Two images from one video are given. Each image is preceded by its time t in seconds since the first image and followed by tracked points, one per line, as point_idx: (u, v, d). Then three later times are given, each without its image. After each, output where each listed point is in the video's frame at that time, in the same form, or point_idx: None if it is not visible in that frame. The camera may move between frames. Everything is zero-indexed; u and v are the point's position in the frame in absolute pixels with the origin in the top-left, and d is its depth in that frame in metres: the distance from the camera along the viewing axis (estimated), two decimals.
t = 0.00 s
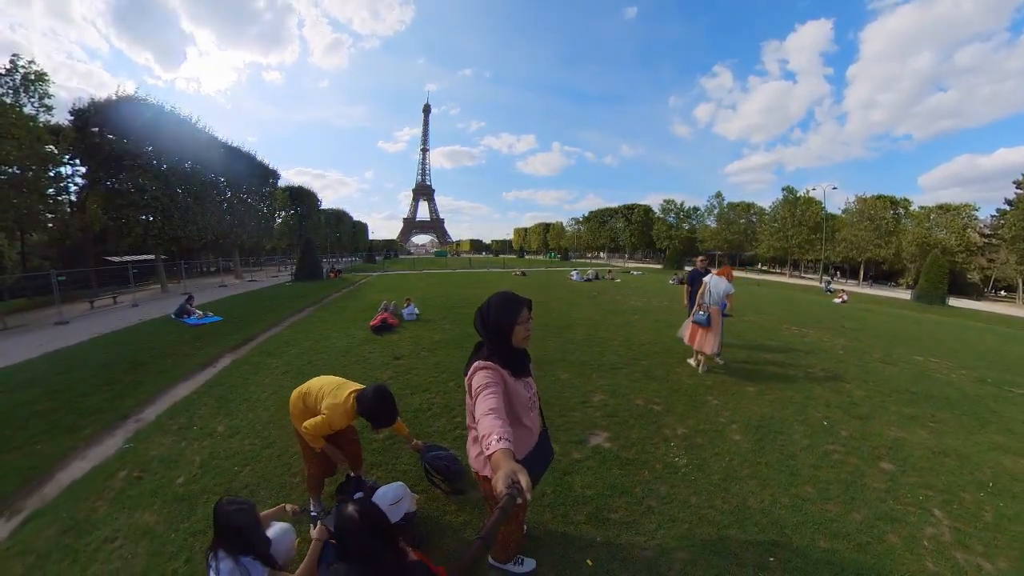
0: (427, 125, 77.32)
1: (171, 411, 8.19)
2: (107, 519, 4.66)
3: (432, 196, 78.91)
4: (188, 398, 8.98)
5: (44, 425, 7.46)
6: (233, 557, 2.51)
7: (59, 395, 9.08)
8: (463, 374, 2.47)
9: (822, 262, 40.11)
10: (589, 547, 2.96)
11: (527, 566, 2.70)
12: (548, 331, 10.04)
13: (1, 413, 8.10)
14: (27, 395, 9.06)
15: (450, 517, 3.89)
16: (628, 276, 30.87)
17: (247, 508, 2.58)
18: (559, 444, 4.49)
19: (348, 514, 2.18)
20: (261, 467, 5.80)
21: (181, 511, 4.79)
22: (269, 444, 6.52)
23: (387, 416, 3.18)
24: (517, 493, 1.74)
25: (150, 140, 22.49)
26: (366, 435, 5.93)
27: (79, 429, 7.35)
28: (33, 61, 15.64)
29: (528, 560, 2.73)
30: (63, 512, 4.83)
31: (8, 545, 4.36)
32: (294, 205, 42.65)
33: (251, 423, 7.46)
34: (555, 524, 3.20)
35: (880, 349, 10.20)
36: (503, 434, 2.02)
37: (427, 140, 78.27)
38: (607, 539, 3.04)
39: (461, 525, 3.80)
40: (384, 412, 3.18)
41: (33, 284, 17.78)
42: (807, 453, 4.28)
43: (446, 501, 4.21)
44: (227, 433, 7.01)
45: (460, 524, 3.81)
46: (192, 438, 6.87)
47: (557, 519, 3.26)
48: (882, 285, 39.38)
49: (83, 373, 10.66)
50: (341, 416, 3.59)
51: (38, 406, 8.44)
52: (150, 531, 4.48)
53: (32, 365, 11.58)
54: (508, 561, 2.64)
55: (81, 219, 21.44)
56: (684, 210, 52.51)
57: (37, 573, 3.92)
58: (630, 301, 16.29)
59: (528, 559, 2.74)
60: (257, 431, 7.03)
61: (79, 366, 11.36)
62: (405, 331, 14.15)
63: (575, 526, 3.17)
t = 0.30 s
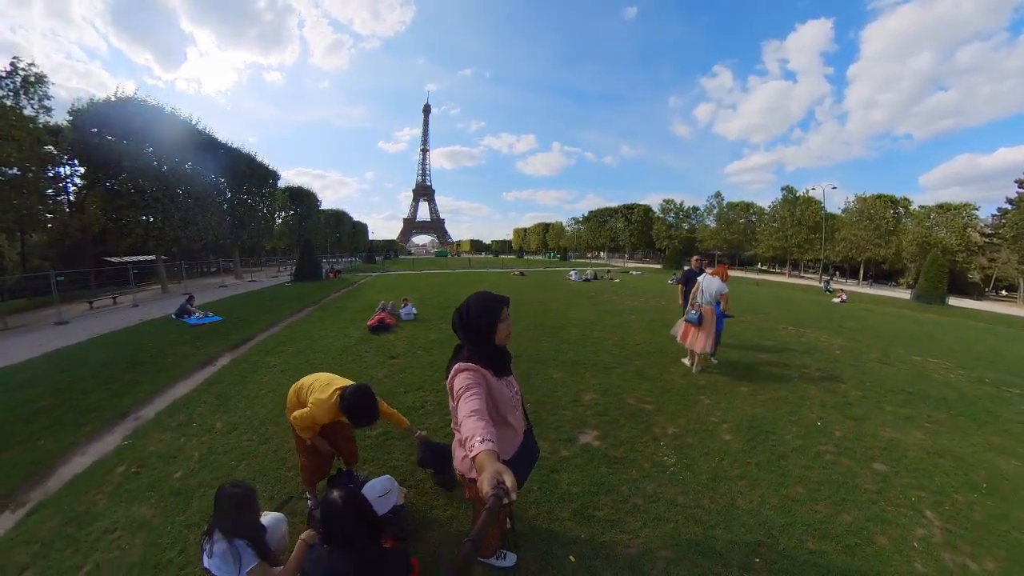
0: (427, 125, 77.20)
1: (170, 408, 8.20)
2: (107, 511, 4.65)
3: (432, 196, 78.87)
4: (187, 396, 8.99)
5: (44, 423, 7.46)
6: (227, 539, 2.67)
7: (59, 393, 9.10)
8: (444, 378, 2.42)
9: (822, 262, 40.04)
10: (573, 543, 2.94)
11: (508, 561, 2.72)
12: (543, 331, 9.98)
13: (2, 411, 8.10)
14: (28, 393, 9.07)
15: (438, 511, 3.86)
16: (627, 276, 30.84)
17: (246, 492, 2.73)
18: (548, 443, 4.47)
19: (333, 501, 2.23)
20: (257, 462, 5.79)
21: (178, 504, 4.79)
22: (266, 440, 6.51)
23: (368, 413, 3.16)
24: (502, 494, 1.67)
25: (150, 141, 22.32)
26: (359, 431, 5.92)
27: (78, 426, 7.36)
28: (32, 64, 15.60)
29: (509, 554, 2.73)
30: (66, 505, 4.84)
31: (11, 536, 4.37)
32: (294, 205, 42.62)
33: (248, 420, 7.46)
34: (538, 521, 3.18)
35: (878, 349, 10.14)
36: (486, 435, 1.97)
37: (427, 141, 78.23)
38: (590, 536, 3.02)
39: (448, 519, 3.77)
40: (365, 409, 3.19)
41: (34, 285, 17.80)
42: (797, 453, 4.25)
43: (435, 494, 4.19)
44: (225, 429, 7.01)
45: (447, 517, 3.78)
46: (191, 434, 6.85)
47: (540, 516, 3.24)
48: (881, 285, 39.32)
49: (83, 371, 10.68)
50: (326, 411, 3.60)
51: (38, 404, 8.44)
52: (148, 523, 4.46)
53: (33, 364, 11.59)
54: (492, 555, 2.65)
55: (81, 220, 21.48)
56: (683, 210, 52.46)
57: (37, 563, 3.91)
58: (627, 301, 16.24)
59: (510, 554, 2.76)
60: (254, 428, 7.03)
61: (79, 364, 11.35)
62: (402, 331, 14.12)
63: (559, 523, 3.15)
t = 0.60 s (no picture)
0: (427, 125, 77.15)
1: (168, 407, 8.31)
2: (104, 505, 4.89)
3: (432, 196, 78.79)
4: (185, 395, 9.09)
5: (45, 421, 7.60)
6: (220, 524, 2.76)
7: (58, 392, 9.22)
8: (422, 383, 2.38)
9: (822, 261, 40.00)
10: (554, 540, 2.97)
11: (490, 555, 2.81)
12: (538, 331, 9.99)
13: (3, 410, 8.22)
14: (29, 392, 9.20)
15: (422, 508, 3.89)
16: (627, 276, 30.83)
17: (241, 483, 2.80)
18: (536, 442, 4.49)
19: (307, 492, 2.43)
20: (251, 458, 5.91)
21: (172, 498, 5.02)
22: (260, 437, 6.63)
23: (339, 408, 3.29)
24: (486, 498, 1.64)
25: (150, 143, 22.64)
26: (350, 429, 6.00)
27: (78, 424, 7.50)
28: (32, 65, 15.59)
29: (490, 550, 2.82)
30: (65, 498, 5.08)
31: (13, 527, 4.62)
32: (293, 206, 42.67)
33: (245, 417, 7.58)
34: (522, 521, 3.19)
35: (877, 349, 10.08)
36: (466, 438, 1.94)
37: (427, 140, 78.14)
38: (573, 535, 3.02)
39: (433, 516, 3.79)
40: (335, 401, 3.28)
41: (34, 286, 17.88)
42: (788, 454, 4.23)
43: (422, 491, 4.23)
44: (222, 426, 7.15)
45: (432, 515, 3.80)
46: (188, 431, 7.07)
47: (524, 516, 3.25)
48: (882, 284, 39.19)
49: (83, 370, 10.82)
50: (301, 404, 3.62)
51: (37, 404, 8.56)
52: (143, 515, 4.68)
53: (35, 363, 11.73)
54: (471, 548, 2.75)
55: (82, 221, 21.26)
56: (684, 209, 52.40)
57: (39, 551, 4.13)
58: (626, 301, 16.18)
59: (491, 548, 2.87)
60: (250, 425, 7.14)
61: (80, 363, 11.49)
62: (400, 331, 14.12)
63: (542, 523, 3.15)
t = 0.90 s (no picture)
0: (427, 125, 77.07)
1: (167, 407, 8.35)
2: (103, 502, 4.89)
3: (432, 196, 78.84)
4: (183, 395, 9.12)
5: (44, 420, 7.64)
6: (211, 522, 2.71)
7: (55, 392, 9.23)
8: (402, 391, 2.34)
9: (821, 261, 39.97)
10: (539, 540, 2.98)
11: (477, 552, 2.76)
12: (535, 331, 9.97)
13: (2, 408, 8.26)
14: (29, 391, 9.23)
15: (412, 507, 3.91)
16: (626, 277, 30.81)
17: (231, 477, 2.78)
18: (526, 442, 4.47)
19: (276, 497, 2.56)
20: (247, 455, 5.94)
21: (171, 493, 5.04)
22: (256, 435, 6.66)
23: (318, 407, 3.74)
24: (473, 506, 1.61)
25: (150, 144, 22.60)
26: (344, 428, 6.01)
27: (77, 423, 7.53)
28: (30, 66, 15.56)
29: (477, 547, 2.78)
30: (64, 495, 5.09)
31: (12, 523, 4.62)
32: (293, 206, 42.66)
33: (242, 416, 7.60)
34: (507, 522, 3.18)
35: (873, 349, 10.05)
36: (451, 445, 1.91)
37: (427, 141, 78.09)
38: (558, 535, 3.03)
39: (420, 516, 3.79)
40: (312, 399, 3.72)
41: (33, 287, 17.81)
42: (781, 456, 4.19)
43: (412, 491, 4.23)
44: (219, 424, 7.19)
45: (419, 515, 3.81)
46: (186, 429, 7.09)
47: (509, 516, 3.24)
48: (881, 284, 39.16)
49: (81, 369, 10.83)
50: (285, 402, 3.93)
51: (34, 404, 8.57)
52: (141, 511, 4.70)
53: (35, 362, 11.77)
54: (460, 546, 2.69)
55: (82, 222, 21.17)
56: (683, 209, 52.41)
57: (36, 547, 4.14)
58: (623, 301, 16.14)
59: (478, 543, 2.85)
60: (246, 424, 7.17)
61: (79, 363, 11.52)
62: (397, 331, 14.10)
63: (528, 523, 3.16)
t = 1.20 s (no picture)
0: (427, 124, 76.92)
1: (165, 406, 8.50)
2: (101, 498, 5.02)
3: (432, 196, 78.82)
4: (181, 394, 9.20)
5: (44, 420, 7.76)
6: (203, 514, 3.09)
7: (55, 391, 9.36)
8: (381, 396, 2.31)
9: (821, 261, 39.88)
10: (525, 538, 3.03)
11: (464, 549, 2.80)
12: (531, 331, 9.95)
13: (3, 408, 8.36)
14: (30, 391, 9.33)
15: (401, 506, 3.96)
16: (625, 276, 30.79)
17: (219, 477, 3.07)
18: (517, 441, 4.48)
19: (250, 492, 2.48)
20: (242, 453, 6.03)
21: (167, 489, 5.20)
22: (252, 433, 6.74)
23: (297, 415, 3.79)
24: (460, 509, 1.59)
25: (150, 145, 22.28)
26: (337, 427, 6.07)
27: (77, 422, 7.66)
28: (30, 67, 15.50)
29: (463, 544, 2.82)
30: (63, 491, 5.23)
31: (13, 518, 4.75)
32: (292, 206, 42.69)
33: (238, 415, 7.73)
34: (496, 522, 3.22)
35: (872, 349, 9.99)
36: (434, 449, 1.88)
37: (427, 141, 78.00)
38: (544, 534, 3.07)
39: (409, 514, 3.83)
40: (290, 407, 3.79)
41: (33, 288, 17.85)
42: (775, 457, 4.16)
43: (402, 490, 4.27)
44: (216, 423, 7.29)
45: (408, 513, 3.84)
46: (184, 427, 7.22)
47: (497, 516, 3.28)
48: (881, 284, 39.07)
49: (81, 368, 10.94)
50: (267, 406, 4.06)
51: (34, 404, 8.69)
52: (138, 506, 4.84)
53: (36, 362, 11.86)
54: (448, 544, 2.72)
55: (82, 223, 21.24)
56: (683, 209, 52.35)
57: (35, 541, 4.27)
58: (622, 301, 16.11)
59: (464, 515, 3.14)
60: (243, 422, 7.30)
61: (80, 362, 11.61)
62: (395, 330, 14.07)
63: (516, 522, 3.19)
